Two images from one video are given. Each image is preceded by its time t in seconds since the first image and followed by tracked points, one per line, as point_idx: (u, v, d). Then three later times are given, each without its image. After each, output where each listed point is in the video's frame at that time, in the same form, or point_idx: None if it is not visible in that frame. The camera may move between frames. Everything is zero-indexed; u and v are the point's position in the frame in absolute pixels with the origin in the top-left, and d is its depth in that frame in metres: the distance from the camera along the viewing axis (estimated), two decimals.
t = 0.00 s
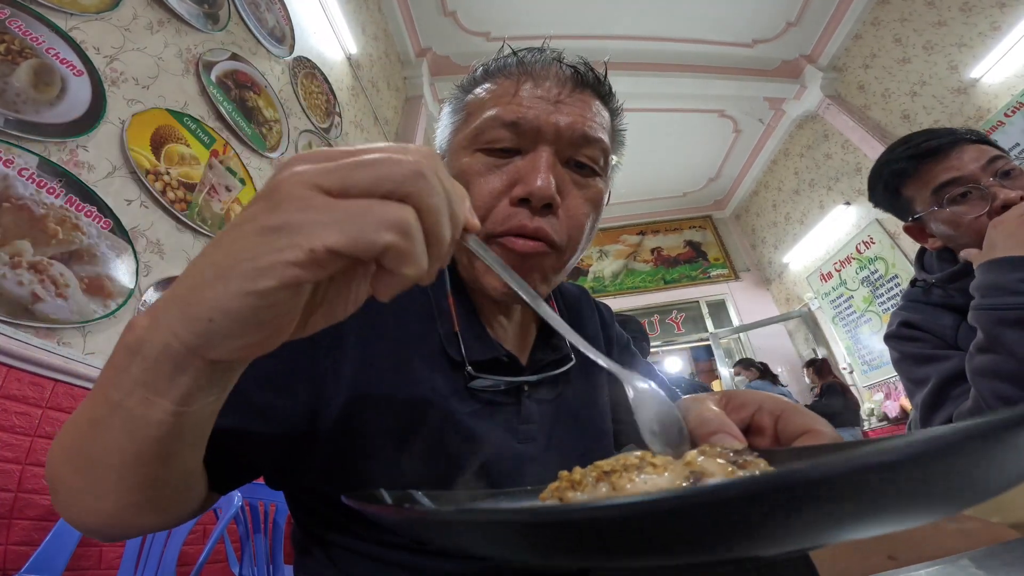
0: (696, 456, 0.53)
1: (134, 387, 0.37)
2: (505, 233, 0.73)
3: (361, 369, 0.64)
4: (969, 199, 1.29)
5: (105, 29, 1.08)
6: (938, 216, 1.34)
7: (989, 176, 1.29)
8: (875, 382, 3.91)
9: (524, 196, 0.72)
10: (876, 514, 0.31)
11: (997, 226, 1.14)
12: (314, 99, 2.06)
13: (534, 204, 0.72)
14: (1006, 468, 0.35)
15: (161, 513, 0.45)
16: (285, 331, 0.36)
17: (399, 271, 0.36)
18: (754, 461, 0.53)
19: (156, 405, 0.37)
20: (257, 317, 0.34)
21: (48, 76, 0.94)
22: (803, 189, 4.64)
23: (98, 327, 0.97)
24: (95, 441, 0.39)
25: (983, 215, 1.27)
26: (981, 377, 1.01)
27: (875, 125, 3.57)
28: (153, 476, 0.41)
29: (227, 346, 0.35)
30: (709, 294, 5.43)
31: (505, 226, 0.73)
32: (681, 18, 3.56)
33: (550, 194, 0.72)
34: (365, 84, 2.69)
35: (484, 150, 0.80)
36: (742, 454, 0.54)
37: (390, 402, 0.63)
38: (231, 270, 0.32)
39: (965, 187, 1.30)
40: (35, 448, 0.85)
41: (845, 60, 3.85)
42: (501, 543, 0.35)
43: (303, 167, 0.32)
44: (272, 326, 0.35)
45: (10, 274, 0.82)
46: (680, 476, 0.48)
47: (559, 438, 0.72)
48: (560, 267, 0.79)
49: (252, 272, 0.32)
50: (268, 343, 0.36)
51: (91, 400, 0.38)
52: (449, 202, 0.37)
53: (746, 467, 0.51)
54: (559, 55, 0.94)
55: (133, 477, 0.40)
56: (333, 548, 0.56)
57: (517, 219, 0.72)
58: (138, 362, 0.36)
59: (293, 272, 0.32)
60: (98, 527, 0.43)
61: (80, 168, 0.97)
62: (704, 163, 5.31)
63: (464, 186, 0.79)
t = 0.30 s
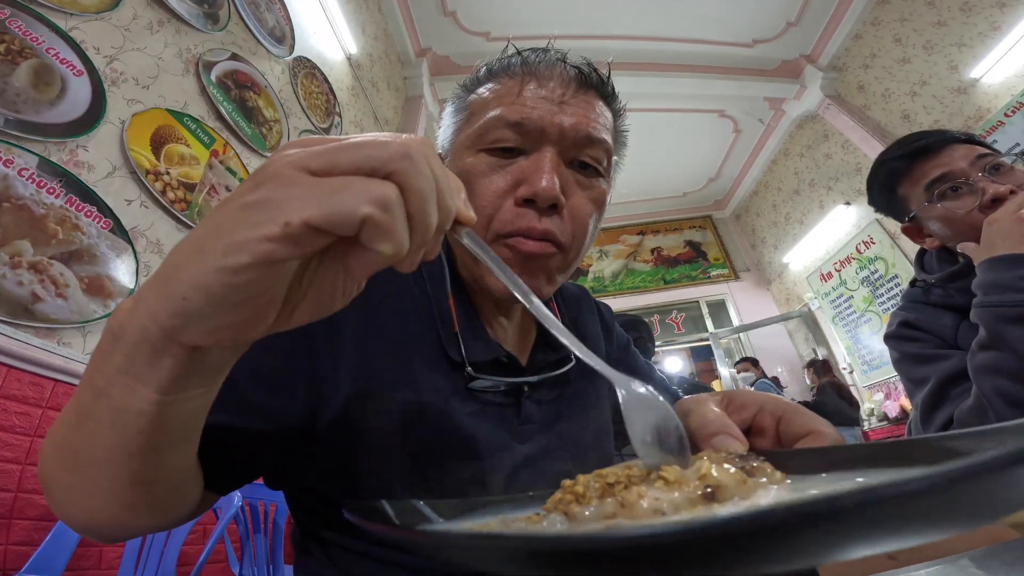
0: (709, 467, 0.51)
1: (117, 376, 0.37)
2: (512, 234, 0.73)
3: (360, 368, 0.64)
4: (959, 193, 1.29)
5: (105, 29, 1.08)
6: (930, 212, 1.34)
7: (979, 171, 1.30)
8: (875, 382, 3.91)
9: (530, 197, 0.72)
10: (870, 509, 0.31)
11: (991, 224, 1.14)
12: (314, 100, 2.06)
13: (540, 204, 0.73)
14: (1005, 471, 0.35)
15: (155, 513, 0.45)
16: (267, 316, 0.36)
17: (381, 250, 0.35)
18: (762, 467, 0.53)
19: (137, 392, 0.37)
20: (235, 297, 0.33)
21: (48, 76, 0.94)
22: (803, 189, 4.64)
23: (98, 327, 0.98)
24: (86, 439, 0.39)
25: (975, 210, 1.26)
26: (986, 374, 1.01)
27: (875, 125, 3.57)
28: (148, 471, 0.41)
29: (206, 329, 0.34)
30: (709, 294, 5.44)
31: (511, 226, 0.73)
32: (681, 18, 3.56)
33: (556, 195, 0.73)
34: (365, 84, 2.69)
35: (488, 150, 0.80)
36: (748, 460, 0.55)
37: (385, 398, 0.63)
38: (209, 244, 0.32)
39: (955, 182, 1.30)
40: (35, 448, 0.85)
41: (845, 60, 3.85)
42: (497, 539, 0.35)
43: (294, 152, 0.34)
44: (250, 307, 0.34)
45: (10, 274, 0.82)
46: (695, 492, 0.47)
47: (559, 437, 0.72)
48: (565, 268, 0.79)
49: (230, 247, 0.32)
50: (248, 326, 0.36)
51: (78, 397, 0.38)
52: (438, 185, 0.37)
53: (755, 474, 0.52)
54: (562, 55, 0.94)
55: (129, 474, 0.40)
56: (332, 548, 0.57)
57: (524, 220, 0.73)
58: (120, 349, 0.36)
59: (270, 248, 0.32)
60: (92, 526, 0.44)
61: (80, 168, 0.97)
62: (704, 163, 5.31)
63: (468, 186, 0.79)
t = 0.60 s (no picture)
0: (710, 460, 0.52)
1: (131, 372, 0.37)
2: (512, 234, 0.73)
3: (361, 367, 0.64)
4: (956, 195, 1.29)
5: (106, 29, 1.08)
6: (927, 213, 1.34)
7: (974, 172, 1.30)
8: (875, 382, 3.92)
9: (531, 197, 0.73)
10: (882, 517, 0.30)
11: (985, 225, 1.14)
12: (314, 99, 2.06)
13: (541, 205, 0.72)
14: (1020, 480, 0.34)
15: (157, 513, 0.45)
16: (273, 304, 0.36)
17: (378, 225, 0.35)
18: (766, 464, 0.53)
19: (151, 387, 0.37)
20: (244, 284, 0.34)
21: (48, 76, 0.94)
22: (803, 189, 4.64)
23: (98, 328, 0.98)
24: (92, 437, 0.39)
25: (971, 211, 1.26)
26: (983, 373, 1.01)
27: (875, 125, 3.57)
28: (150, 471, 0.41)
29: (214, 318, 0.35)
30: (709, 294, 5.44)
31: (512, 226, 0.73)
32: (681, 18, 3.56)
33: (557, 195, 0.73)
34: (365, 84, 2.68)
35: (490, 151, 0.80)
36: (751, 456, 0.54)
37: (386, 397, 0.63)
38: (216, 231, 0.33)
39: (950, 184, 1.30)
40: (35, 448, 0.85)
41: (845, 60, 3.85)
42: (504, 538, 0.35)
43: (288, 142, 0.34)
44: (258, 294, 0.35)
45: (10, 274, 0.82)
46: (697, 483, 0.49)
47: (560, 437, 0.72)
48: (567, 268, 0.79)
49: (239, 232, 0.33)
50: (256, 314, 0.36)
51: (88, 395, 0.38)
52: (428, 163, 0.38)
53: (758, 470, 0.52)
54: (563, 56, 0.94)
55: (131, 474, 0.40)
56: (332, 547, 0.57)
57: (524, 220, 0.73)
58: (133, 345, 0.36)
59: (277, 230, 0.32)
60: (99, 525, 0.43)
61: (80, 168, 0.97)
62: (704, 163, 5.31)
63: (469, 186, 0.79)
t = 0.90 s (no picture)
0: (711, 449, 0.52)
1: (134, 379, 0.37)
2: (507, 234, 0.73)
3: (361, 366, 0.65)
4: (959, 191, 1.29)
5: (106, 29, 1.08)
6: (929, 211, 1.34)
7: (978, 170, 1.29)
8: (876, 382, 3.91)
9: (526, 198, 0.73)
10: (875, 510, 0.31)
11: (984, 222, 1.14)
12: (314, 100, 2.06)
13: (535, 204, 0.72)
14: (1003, 468, 0.35)
15: (159, 516, 0.45)
16: (274, 308, 0.36)
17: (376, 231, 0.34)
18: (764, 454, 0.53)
19: (151, 394, 0.37)
20: (241, 290, 0.33)
21: (48, 76, 0.94)
22: (804, 189, 4.64)
23: (99, 328, 0.98)
24: (92, 438, 0.39)
25: (972, 209, 1.26)
26: (984, 371, 1.00)
27: (875, 125, 3.56)
28: (153, 474, 0.41)
29: (217, 323, 0.34)
30: (709, 294, 5.43)
31: (507, 226, 0.73)
32: (681, 18, 3.56)
33: (552, 196, 0.72)
34: (365, 84, 2.68)
35: (486, 150, 0.80)
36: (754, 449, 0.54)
37: (385, 399, 0.63)
38: (215, 239, 0.32)
39: (953, 181, 1.30)
40: (35, 448, 0.85)
41: (845, 60, 3.85)
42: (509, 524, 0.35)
43: (285, 147, 0.33)
44: (256, 298, 0.34)
45: (11, 274, 0.82)
46: (697, 470, 0.48)
47: (561, 437, 0.72)
48: (564, 269, 0.79)
49: (238, 240, 0.32)
50: (257, 318, 0.35)
51: (90, 399, 0.38)
52: (424, 163, 0.37)
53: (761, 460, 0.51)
54: (561, 55, 0.94)
55: (133, 477, 0.40)
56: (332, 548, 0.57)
57: (519, 220, 0.73)
58: (135, 353, 0.36)
59: (274, 236, 0.32)
60: (103, 529, 0.44)
61: (80, 168, 0.97)
62: (704, 163, 5.31)
63: (466, 186, 0.79)
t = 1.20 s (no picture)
0: (696, 456, 0.53)
1: (127, 393, 0.37)
2: (506, 235, 0.73)
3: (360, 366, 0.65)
4: (964, 186, 1.29)
5: (106, 29, 1.08)
6: (932, 205, 1.34)
7: (984, 166, 1.28)
8: (876, 382, 3.92)
9: (526, 198, 0.73)
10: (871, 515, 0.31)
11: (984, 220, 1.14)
12: (314, 100, 2.06)
13: (535, 206, 0.73)
14: (1007, 473, 0.35)
15: (158, 519, 0.45)
16: (263, 323, 0.36)
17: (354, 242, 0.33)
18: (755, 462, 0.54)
19: (147, 406, 0.37)
20: (225, 307, 0.33)
21: (48, 75, 0.94)
22: (804, 189, 4.64)
23: (99, 328, 0.98)
24: (90, 443, 0.39)
25: (975, 203, 1.26)
26: (986, 371, 1.00)
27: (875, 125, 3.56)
28: (152, 478, 0.41)
29: (207, 340, 0.35)
30: (709, 294, 5.43)
31: (507, 227, 0.73)
32: (681, 17, 3.56)
33: (551, 197, 0.73)
34: (365, 84, 2.68)
35: (485, 151, 0.80)
36: (741, 454, 0.55)
37: (383, 400, 0.63)
38: (192, 258, 0.32)
39: (959, 175, 1.30)
40: (36, 448, 0.85)
41: (845, 60, 3.85)
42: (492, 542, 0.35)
43: (262, 155, 0.33)
44: (239, 315, 0.34)
45: (11, 274, 0.82)
46: (683, 480, 0.49)
47: (562, 437, 0.72)
48: (564, 269, 0.79)
49: (213, 256, 0.32)
50: (249, 334, 0.35)
51: (89, 404, 0.38)
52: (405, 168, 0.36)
53: (749, 469, 0.52)
54: (561, 55, 0.94)
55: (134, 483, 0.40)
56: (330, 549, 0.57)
57: (519, 221, 0.73)
58: (131, 366, 0.37)
59: (247, 253, 0.32)
60: (107, 533, 0.44)
61: (81, 168, 0.97)
62: (704, 163, 5.31)
63: (465, 186, 0.79)
